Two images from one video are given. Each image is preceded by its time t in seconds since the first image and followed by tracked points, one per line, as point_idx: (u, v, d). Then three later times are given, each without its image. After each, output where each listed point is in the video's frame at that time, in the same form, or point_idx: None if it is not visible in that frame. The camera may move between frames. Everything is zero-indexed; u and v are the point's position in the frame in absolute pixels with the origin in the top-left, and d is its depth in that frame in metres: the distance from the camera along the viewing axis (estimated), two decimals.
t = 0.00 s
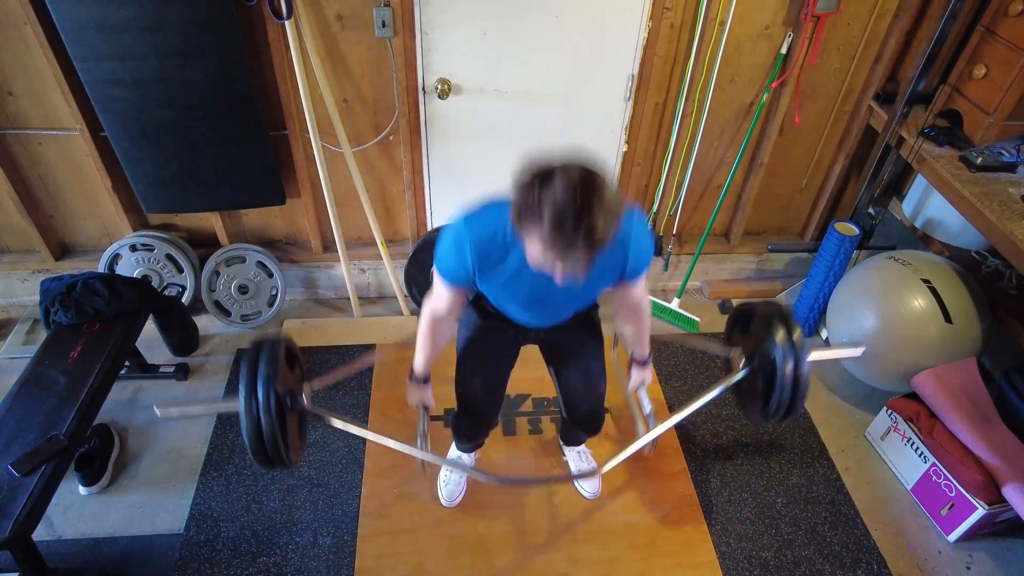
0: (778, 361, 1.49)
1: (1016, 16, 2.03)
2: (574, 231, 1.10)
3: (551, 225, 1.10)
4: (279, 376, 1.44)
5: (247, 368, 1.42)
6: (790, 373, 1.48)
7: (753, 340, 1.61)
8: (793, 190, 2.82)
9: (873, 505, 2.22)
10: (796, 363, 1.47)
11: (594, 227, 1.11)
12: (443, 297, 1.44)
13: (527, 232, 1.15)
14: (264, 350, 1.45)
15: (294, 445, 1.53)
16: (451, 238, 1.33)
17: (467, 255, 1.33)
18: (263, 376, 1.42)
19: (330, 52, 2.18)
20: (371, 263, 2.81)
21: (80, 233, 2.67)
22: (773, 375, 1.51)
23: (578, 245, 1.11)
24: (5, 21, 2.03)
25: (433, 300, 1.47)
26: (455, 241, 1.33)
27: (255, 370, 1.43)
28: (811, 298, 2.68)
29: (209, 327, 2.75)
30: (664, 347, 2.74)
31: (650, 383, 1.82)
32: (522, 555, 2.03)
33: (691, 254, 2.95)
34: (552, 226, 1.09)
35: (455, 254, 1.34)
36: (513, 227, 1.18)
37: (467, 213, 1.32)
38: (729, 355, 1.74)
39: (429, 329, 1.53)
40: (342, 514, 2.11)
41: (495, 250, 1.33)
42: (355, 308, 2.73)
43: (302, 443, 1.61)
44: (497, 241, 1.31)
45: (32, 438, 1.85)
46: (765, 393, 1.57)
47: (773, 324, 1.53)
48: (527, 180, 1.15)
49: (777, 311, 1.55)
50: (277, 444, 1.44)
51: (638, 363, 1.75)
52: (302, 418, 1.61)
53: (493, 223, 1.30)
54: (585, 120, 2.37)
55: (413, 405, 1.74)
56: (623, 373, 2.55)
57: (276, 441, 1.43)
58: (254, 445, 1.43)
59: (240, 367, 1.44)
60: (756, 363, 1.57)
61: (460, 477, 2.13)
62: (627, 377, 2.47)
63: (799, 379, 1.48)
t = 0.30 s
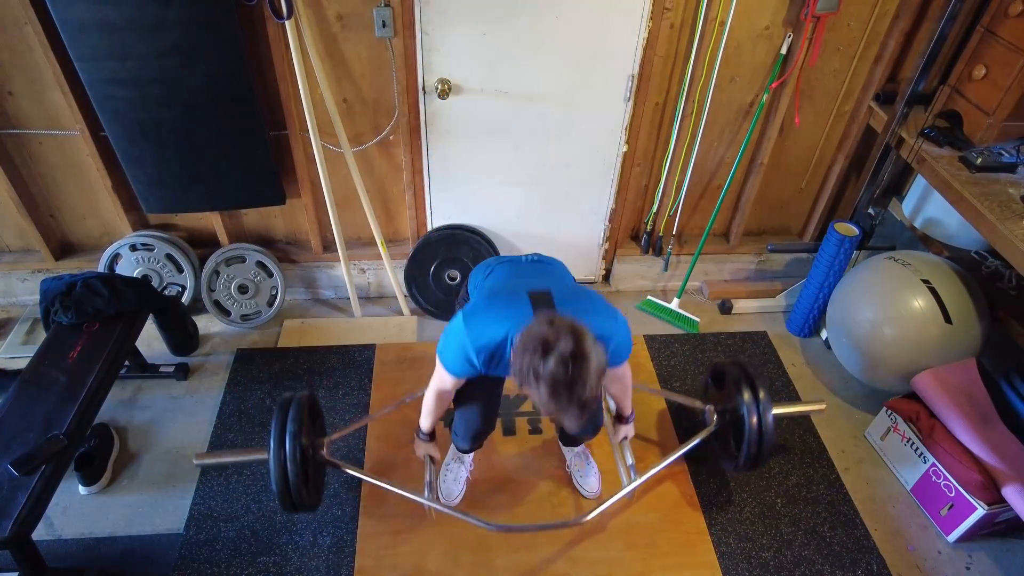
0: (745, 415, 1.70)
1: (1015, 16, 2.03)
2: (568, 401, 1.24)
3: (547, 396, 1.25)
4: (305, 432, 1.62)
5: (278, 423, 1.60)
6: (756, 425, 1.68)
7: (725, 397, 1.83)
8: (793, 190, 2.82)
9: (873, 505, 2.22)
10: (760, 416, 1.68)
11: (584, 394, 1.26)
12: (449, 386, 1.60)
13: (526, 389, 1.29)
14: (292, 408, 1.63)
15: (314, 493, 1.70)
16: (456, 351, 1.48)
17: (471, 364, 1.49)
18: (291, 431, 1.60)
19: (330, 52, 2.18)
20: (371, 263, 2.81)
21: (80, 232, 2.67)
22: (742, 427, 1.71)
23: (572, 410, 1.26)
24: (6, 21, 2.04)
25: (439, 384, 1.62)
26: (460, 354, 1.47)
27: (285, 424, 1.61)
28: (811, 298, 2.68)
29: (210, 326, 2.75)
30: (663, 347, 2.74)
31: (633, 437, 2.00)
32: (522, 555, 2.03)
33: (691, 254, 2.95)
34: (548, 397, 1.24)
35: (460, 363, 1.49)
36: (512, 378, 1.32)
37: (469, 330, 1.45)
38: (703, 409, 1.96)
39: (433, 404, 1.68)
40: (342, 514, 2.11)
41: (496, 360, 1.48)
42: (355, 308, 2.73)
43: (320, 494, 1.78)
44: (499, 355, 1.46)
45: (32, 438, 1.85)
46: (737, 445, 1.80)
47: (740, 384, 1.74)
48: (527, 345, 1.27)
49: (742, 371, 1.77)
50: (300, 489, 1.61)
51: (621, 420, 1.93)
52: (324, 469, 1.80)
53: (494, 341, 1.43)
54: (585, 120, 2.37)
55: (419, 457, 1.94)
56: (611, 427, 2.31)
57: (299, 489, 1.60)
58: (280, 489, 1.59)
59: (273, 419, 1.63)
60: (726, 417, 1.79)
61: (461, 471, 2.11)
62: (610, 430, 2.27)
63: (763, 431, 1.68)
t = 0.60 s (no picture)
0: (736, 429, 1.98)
1: (1016, 18, 2.04)
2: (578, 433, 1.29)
3: (558, 429, 1.29)
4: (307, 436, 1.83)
5: (283, 428, 1.81)
6: (746, 437, 1.95)
7: (716, 412, 2.14)
8: (793, 191, 2.82)
9: (872, 506, 2.22)
10: (749, 429, 1.96)
11: (593, 424, 1.31)
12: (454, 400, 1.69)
13: (536, 421, 1.34)
14: (296, 415, 1.84)
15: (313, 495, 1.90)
16: (462, 375, 1.54)
17: (476, 385, 1.56)
18: (296, 434, 1.81)
19: (331, 52, 2.18)
20: (371, 263, 2.81)
21: (80, 232, 2.67)
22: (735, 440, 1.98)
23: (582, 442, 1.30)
24: (5, 20, 2.03)
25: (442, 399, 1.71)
26: (465, 377, 1.54)
27: (291, 430, 1.82)
28: (811, 298, 2.68)
29: (210, 326, 2.75)
30: (663, 347, 2.74)
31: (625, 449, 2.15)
32: (521, 554, 2.03)
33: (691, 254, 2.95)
34: (560, 430, 1.29)
35: (466, 385, 1.56)
36: (523, 409, 1.36)
37: (473, 357, 1.50)
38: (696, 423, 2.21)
39: (436, 414, 1.78)
40: (341, 514, 2.11)
41: (500, 383, 1.55)
42: (355, 308, 2.73)
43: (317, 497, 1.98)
44: (503, 379, 1.52)
45: (31, 437, 1.84)
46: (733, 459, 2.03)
47: (732, 401, 2.02)
48: (536, 378, 1.31)
49: (734, 390, 2.06)
50: (302, 491, 1.80)
51: (616, 433, 2.08)
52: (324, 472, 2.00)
53: (496, 369, 1.49)
54: (585, 121, 2.37)
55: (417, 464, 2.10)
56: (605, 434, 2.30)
57: (301, 491, 1.80)
58: (283, 491, 1.79)
59: (279, 426, 1.83)
60: (718, 430, 2.10)
61: (462, 470, 2.11)
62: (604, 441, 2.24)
63: (753, 442, 1.95)
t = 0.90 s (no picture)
0: (731, 429, 1.98)
1: (1016, 18, 2.04)
2: (566, 368, 1.27)
3: (547, 365, 1.28)
4: (301, 440, 1.82)
5: (277, 432, 1.81)
6: (742, 438, 1.95)
7: (712, 412, 2.14)
8: (793, 191, 2.82)
9: (872, 507, 2.22)
10: (745, 429, 1.96)
11: (584, 364, 1.28)
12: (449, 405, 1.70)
13: (527, 370, 1.33)
14: (289, 418, 1.84)
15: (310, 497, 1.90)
16: (457, 377, 1.56)
17: (471, 389, 1.57)
18: (290, 438, 1.81)
19: (331, 52, 2.18)
20: (371, 263, 2.81)
21: (80, 231, 2.67)
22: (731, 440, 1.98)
23: (571, 381, 1.28)
24: (5, 19, 2.03)
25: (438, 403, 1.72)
26: (460, 379, 1.56)
27: (285, 432, 1.81)
28: (811, 298, 2.68)
29: (209, 325, 2.75)
30: (663, 347, 2.74)
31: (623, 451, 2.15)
32: (520, 555, 2.03)
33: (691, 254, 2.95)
34: (548, 365, 1.27)
35: (461, 388, 1.58)
36: (515, 363, 1.36)
37: (469, 358, 1.52)
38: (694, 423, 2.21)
39: (431, 418, 1.78)
40: (340, 514, 2.11)
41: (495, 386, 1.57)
42: (354, 308, 2.73)
43: (315, 499, 1.97)
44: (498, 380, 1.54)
45: (31, 436, 1.84)
46: (729, 459, 2.04)
47: (728, 401, 2.01)
48: (528, 328, 1.35)
49: (729, 389, 2.05)
50: (298, 493, 1.80)
51: (613, 436, 2.08)
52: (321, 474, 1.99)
53: (492, 370, 1.51)
54: (585, 121, 2.37)
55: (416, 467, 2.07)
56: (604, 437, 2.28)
57: (297, 493, 1.80)
58: (279, 493, 1.78)
59: (274, 428, 1.82)
60: (715, 430, 2.09)
61: (461, 471, 2.11)
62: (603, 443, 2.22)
63: (749, 443, 1.95)
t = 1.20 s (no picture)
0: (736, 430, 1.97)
1: (1016, 19, 2.04)
2: (572, 364, 1.26)
3: (552, 361, 1.27)
4: (302, 442, 1.82)
5: (278, 434, 1.80)
6: (747, 439, 1.95)
7: (714, 412, 2.13)
8: (793, 192, 2.82)
9: (871, 507, 2.22)
10: (749, 430, 1.95)
11: (589, 360, 1.28)
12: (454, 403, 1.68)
13: (532, 367, 1.32)
14: (290, 421, 1.83)
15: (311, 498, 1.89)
16: (462, 375, 1.54)
17: (476, 386, 1.56)
18: (290, 440, 1.80)
19: (331, 51, 2.18)
20: (370, 263, 2.81)
21: (80, 230, 2.67)
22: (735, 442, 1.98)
23: (577, 377, 1.27)
24: (6, 18, 2.03)
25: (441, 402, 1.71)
26: (465, 377, 1.54)
27: (285, 435, 1.81)
28: (811, 299, 2.68)
29: (209, 325, 2.75)
30: (663, 348, 2.74)
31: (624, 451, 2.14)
32: (520, 555, 2.03)
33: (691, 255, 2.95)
34: (554, 361, 1.26)
35: (466, 386, 1.56)
36: (520, 360, 1.35)
37: (473, 356, 1.51)
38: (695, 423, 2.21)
39: (435, 418, 1.77)
40: (340, 514, 2.11)
41: (500, 382, 1.56)
42: (355, 307, 2.73)
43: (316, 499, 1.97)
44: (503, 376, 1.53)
45: (31, 435, 1.84)
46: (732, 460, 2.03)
47: (732, 402, 2.01)
48: (532, 323, 1.35)
49: (734, 390, 2.05)
50: (298, 494, 1.80)
51: (615, 436, 2.08)
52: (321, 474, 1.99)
53: (497, 366, 1.50)
54: (584, 121, 2.37)
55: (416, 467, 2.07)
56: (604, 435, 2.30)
57: (298, 495, 1.79)
58: (279, 495, 1.78)
59: (274, 430, 1.82)
60: (718, 431, 2.09)
61: (460, 471, 2.11)
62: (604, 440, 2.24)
63: (753, 444, 1.95)
